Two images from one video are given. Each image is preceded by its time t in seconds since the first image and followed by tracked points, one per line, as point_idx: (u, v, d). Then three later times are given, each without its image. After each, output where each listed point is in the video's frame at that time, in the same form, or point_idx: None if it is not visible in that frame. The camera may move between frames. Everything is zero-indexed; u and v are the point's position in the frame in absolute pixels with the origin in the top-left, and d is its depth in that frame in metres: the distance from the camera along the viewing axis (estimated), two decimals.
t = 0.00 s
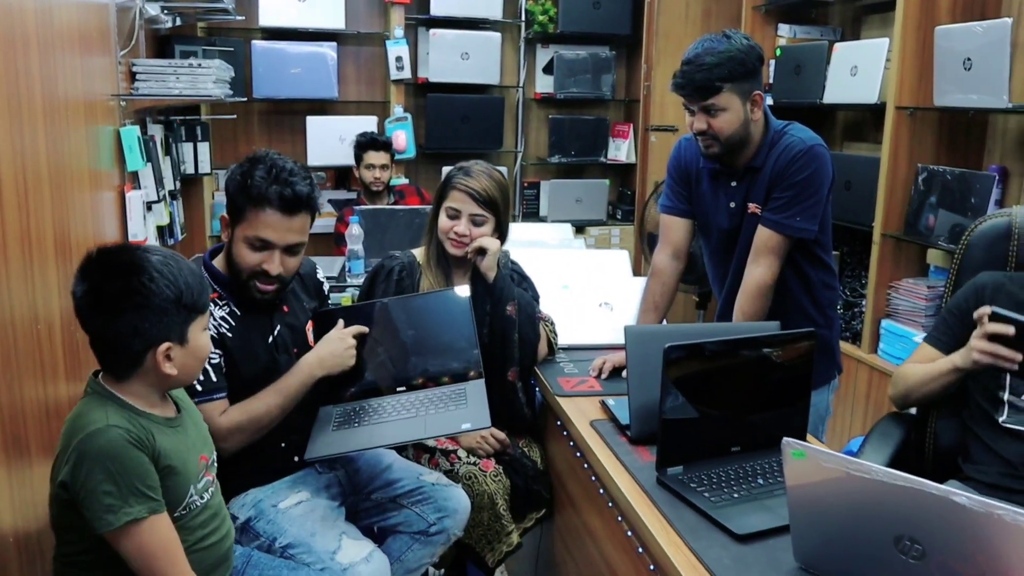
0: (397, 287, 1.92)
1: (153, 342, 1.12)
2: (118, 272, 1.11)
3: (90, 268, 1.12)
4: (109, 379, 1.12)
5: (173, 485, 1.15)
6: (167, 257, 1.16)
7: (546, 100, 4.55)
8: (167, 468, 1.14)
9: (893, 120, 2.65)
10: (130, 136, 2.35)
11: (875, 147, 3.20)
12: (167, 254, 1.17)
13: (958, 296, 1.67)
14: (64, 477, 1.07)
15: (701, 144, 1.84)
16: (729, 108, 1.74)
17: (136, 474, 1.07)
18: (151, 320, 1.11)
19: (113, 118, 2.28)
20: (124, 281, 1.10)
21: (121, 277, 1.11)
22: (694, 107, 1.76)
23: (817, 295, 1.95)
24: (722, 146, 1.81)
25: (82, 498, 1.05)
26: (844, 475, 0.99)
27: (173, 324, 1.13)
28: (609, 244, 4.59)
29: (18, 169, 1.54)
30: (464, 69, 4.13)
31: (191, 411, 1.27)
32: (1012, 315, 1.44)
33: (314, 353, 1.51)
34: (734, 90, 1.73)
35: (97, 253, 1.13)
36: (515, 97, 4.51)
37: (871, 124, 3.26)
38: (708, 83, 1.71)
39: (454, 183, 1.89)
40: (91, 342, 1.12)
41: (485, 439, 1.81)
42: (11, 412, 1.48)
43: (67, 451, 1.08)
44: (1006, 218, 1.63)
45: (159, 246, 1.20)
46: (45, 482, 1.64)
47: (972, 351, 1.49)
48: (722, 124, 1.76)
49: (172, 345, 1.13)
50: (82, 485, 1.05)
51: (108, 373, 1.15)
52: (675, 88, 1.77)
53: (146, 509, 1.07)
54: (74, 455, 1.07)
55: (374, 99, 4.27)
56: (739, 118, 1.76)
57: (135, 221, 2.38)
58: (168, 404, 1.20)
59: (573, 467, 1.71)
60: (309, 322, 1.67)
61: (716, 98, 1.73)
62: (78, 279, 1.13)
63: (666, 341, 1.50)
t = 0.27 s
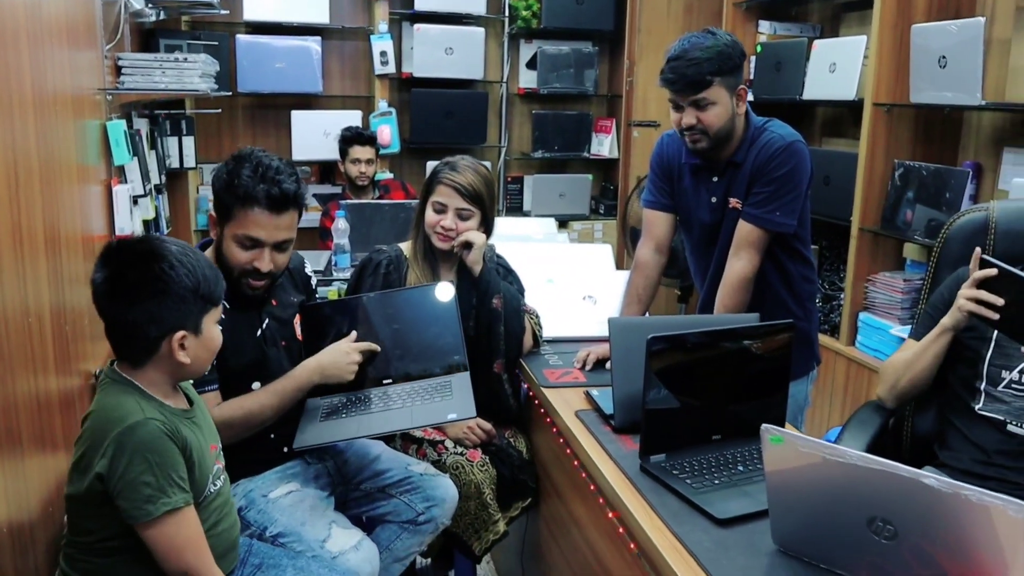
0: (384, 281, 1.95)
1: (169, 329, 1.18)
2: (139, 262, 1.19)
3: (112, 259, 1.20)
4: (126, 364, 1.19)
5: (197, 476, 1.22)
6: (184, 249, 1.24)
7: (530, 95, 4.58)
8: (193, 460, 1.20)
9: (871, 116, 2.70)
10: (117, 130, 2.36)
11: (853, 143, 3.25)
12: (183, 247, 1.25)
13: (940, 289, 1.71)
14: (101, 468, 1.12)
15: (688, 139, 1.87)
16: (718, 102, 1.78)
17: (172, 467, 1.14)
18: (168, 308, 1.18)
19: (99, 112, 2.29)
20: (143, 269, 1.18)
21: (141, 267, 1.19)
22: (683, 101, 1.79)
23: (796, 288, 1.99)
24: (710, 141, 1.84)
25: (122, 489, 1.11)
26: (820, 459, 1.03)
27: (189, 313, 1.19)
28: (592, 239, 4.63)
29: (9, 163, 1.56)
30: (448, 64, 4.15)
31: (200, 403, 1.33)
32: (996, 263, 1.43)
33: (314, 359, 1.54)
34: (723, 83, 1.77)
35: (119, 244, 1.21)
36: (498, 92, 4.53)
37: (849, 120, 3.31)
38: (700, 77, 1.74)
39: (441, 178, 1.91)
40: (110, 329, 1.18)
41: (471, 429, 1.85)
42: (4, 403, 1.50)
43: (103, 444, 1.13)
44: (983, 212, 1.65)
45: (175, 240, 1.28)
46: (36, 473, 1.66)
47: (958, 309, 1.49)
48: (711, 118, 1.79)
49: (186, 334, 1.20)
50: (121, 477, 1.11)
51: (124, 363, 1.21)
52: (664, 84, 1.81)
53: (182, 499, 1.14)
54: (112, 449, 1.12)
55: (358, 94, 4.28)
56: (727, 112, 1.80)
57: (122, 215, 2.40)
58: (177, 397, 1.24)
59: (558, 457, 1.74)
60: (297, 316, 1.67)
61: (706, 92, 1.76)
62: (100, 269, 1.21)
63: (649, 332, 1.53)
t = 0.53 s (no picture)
0: (374, 283, 1.98)
1: (190, 329, 1.24)
2: (159, 263, 1.23)
3: (133, 261, 1.24)
4: (141, 364, 1.23)
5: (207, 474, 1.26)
6: (204, 253, 1.29)
7: (516, 99, 4.62)
8: (204, 458, 1.25)
9: (850, 121, 2.75)
10: (106, 134, 2.38)
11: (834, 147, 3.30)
12: (198, 249, 1.29)
13: (917, 290, 1.73)
14: (119, 466, 1.17)
15: (689, 145, 1.88)
16: (723, 101, 1.83)
17: (187, 466, 1.19)
18: (189, 309, 1.23)
19: (89, 116, 2.31)
20: (165, 271, 1.23)
21: (161, 268, 1.23)
22: (691, 101, 1.81)
23: (777, 289, 2.04)
24: (715, 141, 1.87)
25: (138, 487, 1.16)
26: (797, 452, 1.07)
27: (209, 314, 1.25)
28: (577, 241, 4.66)
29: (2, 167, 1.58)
30: (435, 68, 4.18)
31: (206, 403, 1.37)
32: (970, 265, 1.47)
33: (300, 349, 1.55)
34: (726, 83, 1.81)
35: (138, 247, 1.25)
36: (484, 96, 4.58)
37: (830, 125, 3.36)
38: (710, 76, 1.77)
39: (428, 181, 1.94)
40: (129, 330, 1.23)
41: (460, 429, 1.88)
42: None
43: (121, 443, 1.17)
44: (958, 214, 1.71)
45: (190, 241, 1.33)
46: (29, 472, 1.68)
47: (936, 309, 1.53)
48: (718, 117, 1.83)
49: (204, 335, 1.25)
50: (139, 475, 1.16)
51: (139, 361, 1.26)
52: (666, 86, 1.82)
53: (196, 498, 1.19)
54: (130, 448, 1.17)
55: (345, 98, 4.31)
56: (729, 111, 1.85)
57: (112, 218, 2.42)
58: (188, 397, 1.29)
59: (546, 455, 1.78)
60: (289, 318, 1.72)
61: (715, 91, 1.80)
62: (121, 268, 1.25)
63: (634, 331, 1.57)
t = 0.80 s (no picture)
0: (383, 293, 2.01)
1: (218, 331, 1.28)
2: (188, 269, 1.28)
3: (162, 267, 1.29)
4: (171, 368, 1.27)
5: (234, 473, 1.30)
6: (228, 257, 1.33)
7: (526, 112, 4.66)
8: (232, 458, 1.29)
9: (857, 132, 2.77)
10: (124, 146, 2.43)
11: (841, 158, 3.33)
12: (223, 254, 1.33)
13: (918, 301, 1.75)
14: (153, 469, 1.20)
15: (705, 157, 1.90)
16: (738, 112, 1.86)
17: (220, 467, 1.22)
18: (217, 312, 1.27)
19: (107, 129, 2.36)
20: (193, 276, 1.27)
21: (189, 273, 1.27)
22: (708, 113, 1.83)
23: (784, 298, 2.06)
24: (729, 152, 1.90)
25: (173, 489, 1.19)
26: (795, 453, 1.10)
27: (235, 316, 1.29)
28: (587, 252, 4.70)
29: (25, 178, 1.63)
30: (446, 81, 4.23)
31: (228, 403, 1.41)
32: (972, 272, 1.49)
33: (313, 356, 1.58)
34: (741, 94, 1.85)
35: (167, 253, 1.29)
36: (495, 108, 4.62)
37: (837, 136, 3.39)
38: (728, 89, 1.81)
39: (434, 188, 1.98)
40: (158, 333, 1.27)
41: (469, 435, 1.91)
42: (19, 409, 1.55)
43: (155, 446, 1.20)
44: (958, 223, 1.74)
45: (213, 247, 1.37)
46: (48, 476, 1.72)
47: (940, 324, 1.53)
48: (734, 128, 1.87)
49: (231, 336, 1.29)
50: (174, 477, 1.19)
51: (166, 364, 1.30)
52: (682, 99, 1.85)
53: (229, 497, 1.23)
54: (164, 450, 1.20)
55: (357, 110, 4.36)
56: (743, 121, 1.89)
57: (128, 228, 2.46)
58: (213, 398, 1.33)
59: (554, 462, 1.80)
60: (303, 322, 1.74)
61: (733, 102, 1.83)
62: (150, 274, 1.29)
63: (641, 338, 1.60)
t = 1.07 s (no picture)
0: (386, 295, 2.06)
1: (224, 329, 1.33)
2: (197, 269, 1.33)
3: (172, 267, 1.34)
4: (178, 365, 1.32)
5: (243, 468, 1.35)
6: (235, 258, 1.38)
7: (533, 116, 4.71)
8: (241, 454, 1.34)
9: (857, 135, 2.80)
10: (137, 152, 2.49)
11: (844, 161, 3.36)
12: (231, 255, 1.39)
13: (912, 301, 1.78)
14: (165, 467, 1.25)
15: (713, 161, 1.94)
16: (746, 118, 1.90)
17: (229, 464, 1.27)
18: (224, 310, 1.32)
19: (121, 135, 2.42)
20: (203, 275, 1.32)
21: (198, 273, 1.33)
22: (717, 117, 1.87)
23: (784, 299, 2.09)
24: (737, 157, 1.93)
25: (185, 486, 1.24)
26: (779, 445, 1.14)
27: (241, 314, 1.34)
28: (593, 255, 4.74)
29: (42, 184, 1.68)
30: (454, 86, 4.29)
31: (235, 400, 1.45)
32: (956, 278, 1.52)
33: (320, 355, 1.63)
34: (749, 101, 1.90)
35: (178, 254, 1.35)
36: (502, 114, 4.64)
37: (840, 139, 3.42)
38: (737, 94, 1.86)
39: (432, 189, 2.03)
40: (167, 330, 1.32)
41: (471, 432, 1.95)
42: (36, 407, 1.61)
43: (166, 446, 1.25)
44: (952, 225, 1.77)
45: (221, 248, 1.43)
46: (63, 473, 1.77)
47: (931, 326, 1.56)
48: (742, 133, 1.91)
49: (236, 334, 1.34)
50: (185, 475, 1.24)
51: (175, 362, 1.34)
52: (692, 103, 1.89)
53: (239, 492, 1.28)
54: (175, 449, 1.25)
55: (366, 116, 4.42)
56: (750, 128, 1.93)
57: (142, 232, 2.52)
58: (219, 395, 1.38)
59: (556, 459, 1.84)
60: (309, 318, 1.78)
61: (741, 108, 1.87)
62: (160, 273, 1.35)
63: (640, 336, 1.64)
